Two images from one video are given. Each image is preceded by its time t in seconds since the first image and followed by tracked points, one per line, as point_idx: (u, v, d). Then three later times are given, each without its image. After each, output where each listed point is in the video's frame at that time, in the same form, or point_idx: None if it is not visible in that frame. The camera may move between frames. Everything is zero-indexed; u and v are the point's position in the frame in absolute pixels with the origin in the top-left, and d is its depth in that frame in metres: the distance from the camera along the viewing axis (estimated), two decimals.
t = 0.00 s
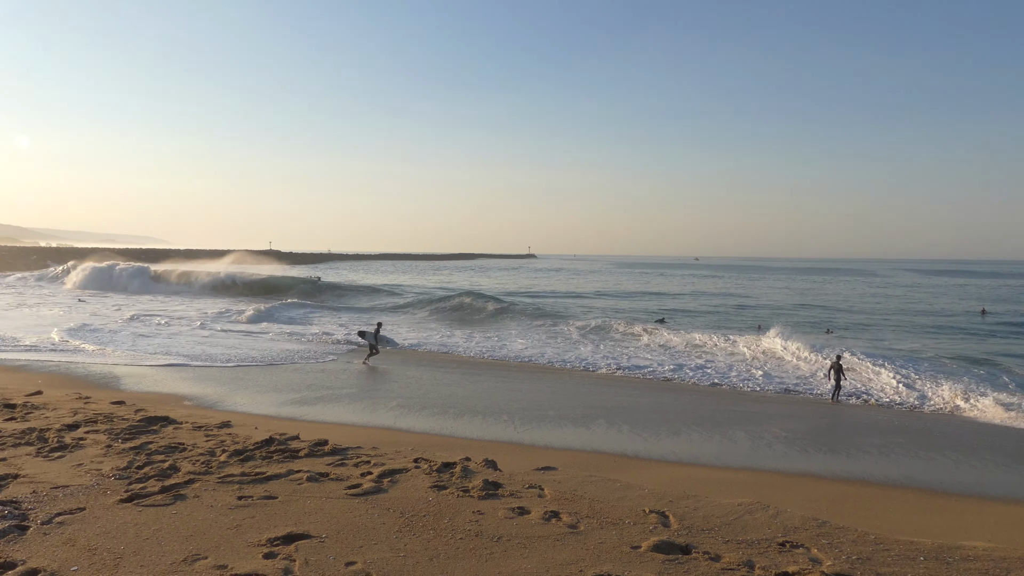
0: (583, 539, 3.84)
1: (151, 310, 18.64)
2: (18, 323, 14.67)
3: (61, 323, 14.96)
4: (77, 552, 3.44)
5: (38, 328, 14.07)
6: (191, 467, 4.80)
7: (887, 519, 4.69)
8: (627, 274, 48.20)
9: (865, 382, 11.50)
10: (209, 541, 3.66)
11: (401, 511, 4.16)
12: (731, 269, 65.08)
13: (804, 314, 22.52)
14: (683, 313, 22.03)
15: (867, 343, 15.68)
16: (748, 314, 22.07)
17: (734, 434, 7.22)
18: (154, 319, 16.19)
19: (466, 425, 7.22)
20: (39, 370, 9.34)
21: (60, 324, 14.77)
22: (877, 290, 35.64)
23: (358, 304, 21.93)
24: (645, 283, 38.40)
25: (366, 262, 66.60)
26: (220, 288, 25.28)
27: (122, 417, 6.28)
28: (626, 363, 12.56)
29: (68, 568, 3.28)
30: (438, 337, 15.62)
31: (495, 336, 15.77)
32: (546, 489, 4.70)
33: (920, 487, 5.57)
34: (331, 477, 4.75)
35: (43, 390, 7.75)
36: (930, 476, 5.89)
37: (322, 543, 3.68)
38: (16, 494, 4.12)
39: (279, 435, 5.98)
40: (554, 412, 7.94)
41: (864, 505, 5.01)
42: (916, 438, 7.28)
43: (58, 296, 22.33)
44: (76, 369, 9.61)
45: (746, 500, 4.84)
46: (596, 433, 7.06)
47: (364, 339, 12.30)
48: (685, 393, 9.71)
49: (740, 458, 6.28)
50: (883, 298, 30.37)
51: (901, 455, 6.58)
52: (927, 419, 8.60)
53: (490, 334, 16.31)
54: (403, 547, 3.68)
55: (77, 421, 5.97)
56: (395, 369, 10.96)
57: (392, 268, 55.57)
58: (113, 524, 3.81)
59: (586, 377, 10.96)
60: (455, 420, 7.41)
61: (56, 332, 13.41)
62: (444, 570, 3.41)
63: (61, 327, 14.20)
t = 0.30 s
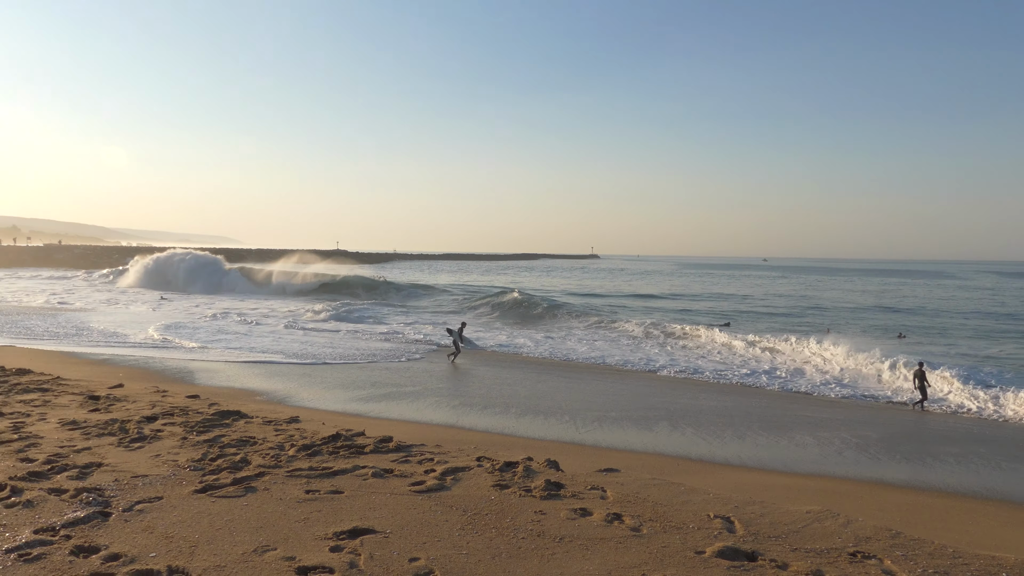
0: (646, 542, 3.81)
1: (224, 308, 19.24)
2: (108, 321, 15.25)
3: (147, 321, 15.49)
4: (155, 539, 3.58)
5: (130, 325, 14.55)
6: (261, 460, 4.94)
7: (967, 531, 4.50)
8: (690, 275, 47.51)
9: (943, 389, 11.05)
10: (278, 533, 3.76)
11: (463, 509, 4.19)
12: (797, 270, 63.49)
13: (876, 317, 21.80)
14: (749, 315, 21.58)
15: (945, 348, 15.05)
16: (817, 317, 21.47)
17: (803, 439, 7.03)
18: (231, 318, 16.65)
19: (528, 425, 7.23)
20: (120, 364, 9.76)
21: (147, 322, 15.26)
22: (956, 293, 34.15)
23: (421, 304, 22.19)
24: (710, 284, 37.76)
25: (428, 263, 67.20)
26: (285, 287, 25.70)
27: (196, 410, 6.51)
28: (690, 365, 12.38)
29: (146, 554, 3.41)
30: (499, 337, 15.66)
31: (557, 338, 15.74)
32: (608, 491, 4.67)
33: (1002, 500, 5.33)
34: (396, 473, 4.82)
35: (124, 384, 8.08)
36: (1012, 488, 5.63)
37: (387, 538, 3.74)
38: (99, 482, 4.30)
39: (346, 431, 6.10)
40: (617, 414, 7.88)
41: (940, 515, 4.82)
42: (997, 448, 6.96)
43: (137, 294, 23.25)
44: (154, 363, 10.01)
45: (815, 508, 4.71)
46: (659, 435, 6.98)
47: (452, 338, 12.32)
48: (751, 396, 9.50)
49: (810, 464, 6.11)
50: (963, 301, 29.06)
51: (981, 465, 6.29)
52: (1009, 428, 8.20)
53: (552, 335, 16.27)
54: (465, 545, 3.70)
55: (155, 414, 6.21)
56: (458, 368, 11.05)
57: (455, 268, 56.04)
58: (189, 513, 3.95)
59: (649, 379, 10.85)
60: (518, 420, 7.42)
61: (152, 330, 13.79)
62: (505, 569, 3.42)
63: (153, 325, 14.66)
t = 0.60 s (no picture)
0: (696, 546, 3.76)
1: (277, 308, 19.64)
2: (181, 321, 15.64)
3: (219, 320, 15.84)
4: (211, 531, 3.67)
5: (204, 325, 14.84)
6: (313, 456, 5.03)
7: None
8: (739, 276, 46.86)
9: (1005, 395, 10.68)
10: (329, 528, 3.82)
11: (511, 508, 4.20)
12: (849, 271, 62.05)
13: (932, 321, 21.25)
14: (801, 317, 21.21)
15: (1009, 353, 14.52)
16: (870, 319, 21.00)
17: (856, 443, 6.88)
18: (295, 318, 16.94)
19: (576, 425, 7.21)
20: (179, 360, 10.04)
21: (216, 322, 15.59)
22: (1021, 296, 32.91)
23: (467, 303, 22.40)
24: (759, 285, 37.27)
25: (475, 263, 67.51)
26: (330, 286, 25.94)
27: (250, 406, 6.66)
28: (739, 368, 12.23)
29: (202, 545, 3.51)
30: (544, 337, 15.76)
31: (602, 339, 15.74)
32: (657, 494, 4.63)
33: None
34: (444, 472, 4.86)
35: (183, 379, 8.31)
36: None
37: (435, 536, 3.78)
38: (158, 474, 4.44)
39: (395, 429, 6.17)
40: (665, 415, 7.82)
41: (1003, 526, 4.66)
42: None
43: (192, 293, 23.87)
44: (209, 360, 10.27)
45: (871, 514, 4.60)
46: (708, 437, 6.91)
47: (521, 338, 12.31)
48: (801, 399, 9.35)
49: (864, 470, 5.97)
50: None
51: None
52: None
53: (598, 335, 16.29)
54: (512, 544, 3.71)
55: (211, 409, 6.37)
56: (506, 367, 11.11)
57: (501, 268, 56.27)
58: (243, 506, 4.05)
59: (696, 380, 10.77)
60: (566, 420, 7.42)
61: (227, 330, 14.02)
62: (553, 570, 3.42)
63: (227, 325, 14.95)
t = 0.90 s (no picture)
0: (727, 550, 3.73)
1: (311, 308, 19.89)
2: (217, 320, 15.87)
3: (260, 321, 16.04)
4: (244, 527, 3.73)
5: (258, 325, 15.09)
6: (345, 454, 5.09)
7: None
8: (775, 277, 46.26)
9: None
10: (360, 525, 3.86)
11: (540, 509, 4.21)
12: (888, 272, 60.97)
13: (975, 323, 20.75)
14: (834, 319, 20.96)
15: None
16: (905, 321, 20.69)
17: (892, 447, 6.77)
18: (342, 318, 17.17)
19: (606, 426, 7.20)
20: (214, 358, 10.21)
21: (254, 322, 15.80)
22: None
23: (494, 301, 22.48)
24: (797, 286, 36.69)
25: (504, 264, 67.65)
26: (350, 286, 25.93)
27: (284, 404, 6.74)
28: (775, 370, 12.11)
29: (237, 541, 3.56)
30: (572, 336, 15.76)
31: (630, 339, 15.70)
32: (688, 496, 4.60)
33: None
34: (475, 471, 4.88)
35: (218, 377, 8.46)
36: None
37: (465, 535, 3.79)
38: (193, 470, 4.51)
39: (426, 428, 6.22)
40: (696, 417, 7.77)
41: None
42: None
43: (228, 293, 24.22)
44: (244, 358, 10.41)
45: (908, 520, 4.52)
46: (740, 439, 6.84)
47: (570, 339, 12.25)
48: (833, 401, 9.25)
49: (899, 474, 5.87)
50: None
51: None
52: None
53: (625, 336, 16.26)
54: (543, 544, 3.71)
55: (246, 407, 6.46)
56: (537, 367, 11.12)
57: (530, 269, 56.35)
58: (276, 503, 4.10)
59: (727, 381, 10.70)
60: (596, 420, 7.41)
61: (279, 330, 14.24)
62: (583, 571, 3.41)
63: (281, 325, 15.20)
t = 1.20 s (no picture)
0: (749, 552, 3.70)
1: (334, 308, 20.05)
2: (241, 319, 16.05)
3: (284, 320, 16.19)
4: (267, 525, 3.76)
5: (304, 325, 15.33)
6: (366, 453, 5.11)
7: None
8: (801, 277, 45.73)
9: None
10: (381, 524, 3.87)
11: (560, 509, 4.20)
12: (915, 272, 60.08)
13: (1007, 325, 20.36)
14: (859, 319, 20.73)
15: None
16: (929, 322, 20.45)
17: (915, 449, 6.70)
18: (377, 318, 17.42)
19: (627, 426, 7.18)
20: (237, 357, 10.31)
21: (278, 321, 15.95)
22: None
23: (512, 296, 22.49)
24: (825, 287, 36.22)
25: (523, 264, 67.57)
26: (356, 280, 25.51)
27: (306, 403, 6.79)
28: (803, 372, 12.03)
29: (259, 537, 3.59)
30: (592, 335, 15.76)
31: (649, 339, 15.68)
32: (709, 498, 4.57)
33: None
34: (495, 470, 4.89)
35: (242, 375, 8.54)
36: None
37: (484, 534, 3.80)
38: (217, 468, 4.56)
39: (446, 427, 6.25)
40: (717, 417, 7.73)
41: None
42: None
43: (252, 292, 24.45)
44: (267, 357, 10.51)
45: (933, 524, 4.46)
46: (762, 441, 6.79)
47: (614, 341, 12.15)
48: (855, 402, 9.18)
49: (925, 477, 5.79)
50: None
51: None
52: None
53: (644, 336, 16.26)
54: (562, 545, 3.71)
55: (268, 405, 6.52)
56: (557, 367, 11.11)
57: (550, 269, 56.30)
58: (297, 501, 4.13)
59: (747, 382, 10.64)
60: (617, 420, 7.39)
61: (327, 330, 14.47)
62: (603, 572, 3.40)
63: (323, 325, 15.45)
